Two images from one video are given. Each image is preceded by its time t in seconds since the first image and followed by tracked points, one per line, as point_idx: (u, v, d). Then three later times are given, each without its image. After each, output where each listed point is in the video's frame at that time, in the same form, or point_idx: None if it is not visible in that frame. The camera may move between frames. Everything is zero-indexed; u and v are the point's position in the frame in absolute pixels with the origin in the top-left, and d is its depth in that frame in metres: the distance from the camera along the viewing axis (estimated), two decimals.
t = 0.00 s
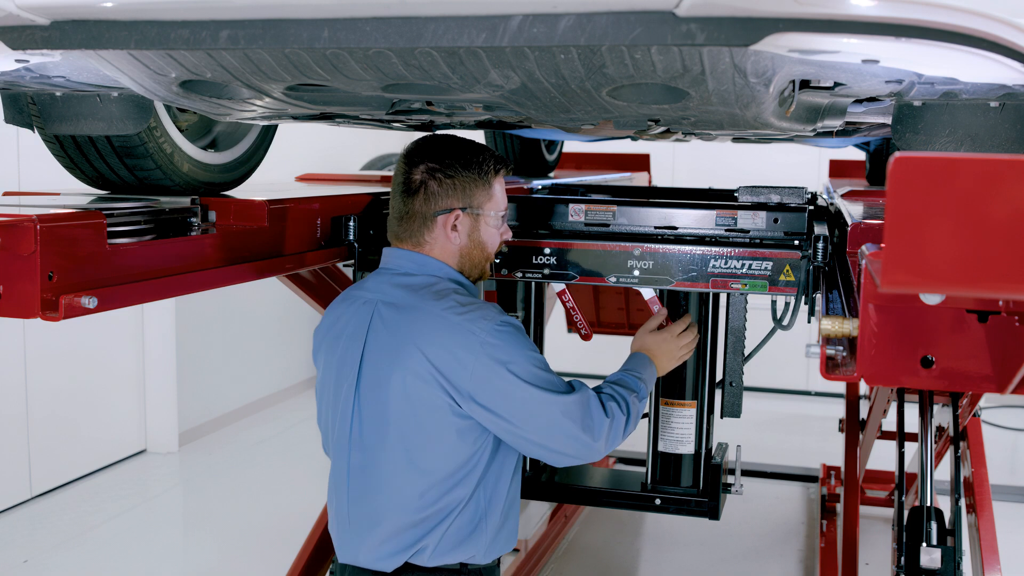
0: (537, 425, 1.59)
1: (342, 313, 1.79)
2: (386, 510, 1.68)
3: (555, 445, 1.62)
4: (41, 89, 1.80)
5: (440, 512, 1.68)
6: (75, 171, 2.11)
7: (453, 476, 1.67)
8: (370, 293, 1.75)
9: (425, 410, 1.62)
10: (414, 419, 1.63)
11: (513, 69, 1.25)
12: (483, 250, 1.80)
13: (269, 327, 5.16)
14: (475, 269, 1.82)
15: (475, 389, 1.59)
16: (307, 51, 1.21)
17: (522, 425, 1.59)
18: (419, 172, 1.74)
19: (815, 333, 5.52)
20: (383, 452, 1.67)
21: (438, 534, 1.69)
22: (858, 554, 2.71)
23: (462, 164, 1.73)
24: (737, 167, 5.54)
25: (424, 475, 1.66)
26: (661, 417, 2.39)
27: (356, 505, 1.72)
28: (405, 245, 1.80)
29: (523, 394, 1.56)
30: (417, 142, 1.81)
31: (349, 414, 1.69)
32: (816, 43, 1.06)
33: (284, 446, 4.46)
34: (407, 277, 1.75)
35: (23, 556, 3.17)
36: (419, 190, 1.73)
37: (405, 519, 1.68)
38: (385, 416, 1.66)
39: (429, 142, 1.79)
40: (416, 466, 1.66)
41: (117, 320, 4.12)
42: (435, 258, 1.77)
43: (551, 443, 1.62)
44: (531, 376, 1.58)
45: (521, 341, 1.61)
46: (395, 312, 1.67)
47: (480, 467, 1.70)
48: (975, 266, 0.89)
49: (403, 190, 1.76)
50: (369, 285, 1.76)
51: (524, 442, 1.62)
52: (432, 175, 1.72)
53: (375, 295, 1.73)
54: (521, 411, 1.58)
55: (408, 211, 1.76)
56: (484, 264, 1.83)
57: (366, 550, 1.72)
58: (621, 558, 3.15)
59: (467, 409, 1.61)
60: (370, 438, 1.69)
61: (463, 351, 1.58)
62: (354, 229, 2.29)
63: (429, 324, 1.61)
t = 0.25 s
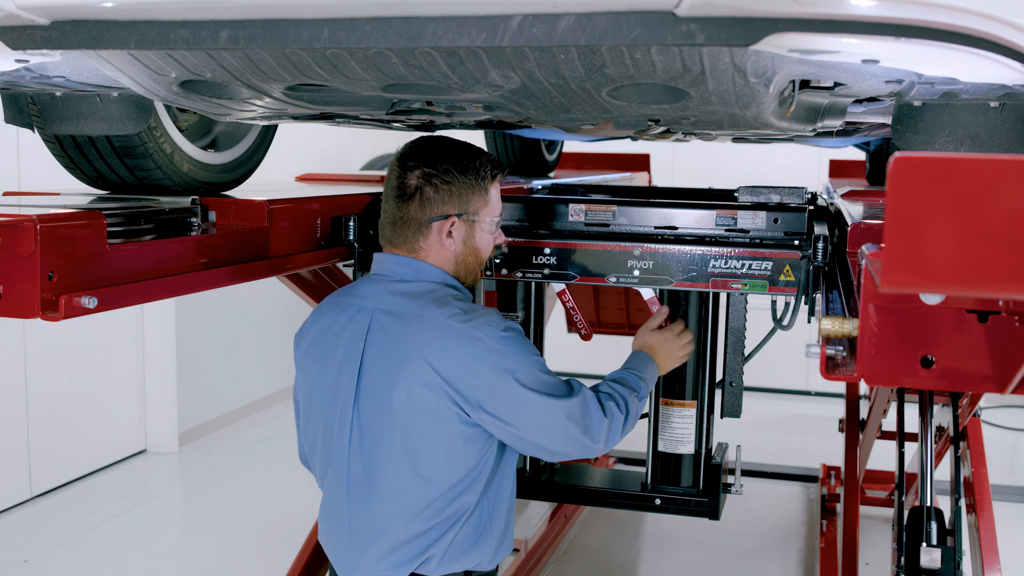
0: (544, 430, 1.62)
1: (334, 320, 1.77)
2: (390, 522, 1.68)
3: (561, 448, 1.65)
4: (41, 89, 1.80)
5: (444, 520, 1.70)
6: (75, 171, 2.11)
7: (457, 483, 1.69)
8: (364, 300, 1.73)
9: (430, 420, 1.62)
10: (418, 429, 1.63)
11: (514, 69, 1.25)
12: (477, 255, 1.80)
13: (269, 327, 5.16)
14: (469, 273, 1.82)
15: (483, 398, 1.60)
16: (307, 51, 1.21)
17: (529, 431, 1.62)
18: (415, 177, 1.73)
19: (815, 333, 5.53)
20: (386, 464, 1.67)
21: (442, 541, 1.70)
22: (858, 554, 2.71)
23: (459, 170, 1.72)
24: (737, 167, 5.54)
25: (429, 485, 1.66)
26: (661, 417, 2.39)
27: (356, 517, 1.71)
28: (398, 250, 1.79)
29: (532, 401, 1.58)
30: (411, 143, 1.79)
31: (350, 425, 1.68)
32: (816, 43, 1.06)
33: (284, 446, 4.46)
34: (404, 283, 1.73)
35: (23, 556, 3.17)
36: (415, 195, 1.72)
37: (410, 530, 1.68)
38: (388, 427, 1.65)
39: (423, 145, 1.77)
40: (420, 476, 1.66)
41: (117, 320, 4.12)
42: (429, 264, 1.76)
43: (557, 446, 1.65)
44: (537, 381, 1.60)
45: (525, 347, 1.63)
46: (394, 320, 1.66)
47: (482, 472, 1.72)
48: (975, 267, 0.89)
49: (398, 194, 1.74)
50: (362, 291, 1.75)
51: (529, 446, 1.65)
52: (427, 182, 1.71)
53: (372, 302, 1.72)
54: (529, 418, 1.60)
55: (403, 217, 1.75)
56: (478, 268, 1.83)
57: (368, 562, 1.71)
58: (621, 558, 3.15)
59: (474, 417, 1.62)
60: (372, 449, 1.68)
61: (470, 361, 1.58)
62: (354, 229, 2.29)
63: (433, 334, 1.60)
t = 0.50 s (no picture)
0: (543, 427, 1.62)
1: (328, 324, 1.76)
2: (390, 524, 1.68)
3: (560, 443, 1.66)
4: (41, 88, 1.80)
5: (445, 520, 1.70)
6: (75, 171, 2.10)
7: (457, 483, 1.69)
8: (358, 303, 1.73)
9: (428, 421, 1.62)
10: (416, 431, 1.63)
11: (514, 69, 1.25)
12: (470, 257, 1.81)
13: (269, 327, 5.16)
14: (462, 275, 1.83)
15: (481, 397, 1.60)
16: (307, 51, 1.21)
17: (527, 429, 1.62)
18: (407, 182, 1.72)
19: (815, 333, 5.53)
20: (385, 465, 1.67)
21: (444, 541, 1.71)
22: (858, 554, 2.71)
23: (451, 173, 1.72)
24: (737, 167, 5.54)
25: (429, 486, 1.66)
26: (661, 417, 2.39)
27: (356, 521, 1.71)
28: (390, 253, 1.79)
29: (530, 399, 1.59)
30: (402, 146, 1.79)
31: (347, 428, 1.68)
32: (816, 44, 1.06)
33: (284, 446, 4.46)
34: (398, 285, 1.73)
35: (23, 556, 3.17)
36: (408, 200, 1.72)
37: (411, 531, 1.68)
38: (385, 429, 1.65)
39: (415, 149, 1.76)
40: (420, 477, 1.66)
41: (117, 320, 4.12)
42: (424, 267, 1.76)
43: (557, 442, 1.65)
44: (534, 379, 1.60)
45: (521, 346, 1.63)
46: (389, 322, 1.66)
47: (481, 471, 1.72)
48: (975, 266, 0.89)
49: (391, 199, 1.74)
50: (357, 294, 1.75)
51: (529, 443, 1.65)
52: (421, 187, 1.71)
53: (366, 304, 1.72)
54: (528, 416, 1.60)
55: (396, 221, 1.75)
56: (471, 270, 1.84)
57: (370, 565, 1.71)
58: (621, 558, 3.15)
59: (472, 416, 1.62)
60: (369, 451, 1.68)
61: (466, 361, 1.58)
62: (354, 229, 2.28)
63: (430, 335, 1.60)
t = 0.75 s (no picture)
0: (534, 422, 1.61)
1: (324, 322, 1.78)
2: (384, 519, 1.69)
3: (553, 438, 1.64)
4: (41, 89, 1.80)
5: (439, 517, 1.69)
6: (75, 171, 2.10)
7: (450, 480, 1.69)
8: (352, 301, 1.74)
9: (418, 418, 1.62)
10: (407, 427, 1.63)
11: (513, 69, 1.25)
12: (465, 254, 1.81)
13: (270, 327, 5.16)
14: (458, 272, 1.83)
15: (470, 393, 1.60)
16: (307, 51, 1.21)
17: (518, 423, 1.61)
18: (398, 180, 1.73)
19: (815, 333, 5.53)
20: (378, 460, 1.68)
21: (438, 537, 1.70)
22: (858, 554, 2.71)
23: (441, 172, 1.72)
24: (737, 167, 5.54)
25: (421, 482, 1.66)
26: (661, 417, 2.39)
27: (352, 516, 1.72)
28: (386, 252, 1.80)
29: (519, 394, 1.58)
30: (396, 145, 1.79)
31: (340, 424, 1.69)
32: (816, 43, 1.06)
33: (284, 446, 4.46)
34: (391, 284, 1.74)
35: (23, 556, 3.17)
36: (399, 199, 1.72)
37: (404, 527, 1.68)
38: (376, 425, 1.65)
39: (407, 147, 1.77)
40: (412, 473, 1.66)
41: (117, 320, 4.12)
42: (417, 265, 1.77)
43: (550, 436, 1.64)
44: (523, 375, 1.59)
45: (510, 341, 1.62)
46: (381, 320, 1.67)
47: (475, 467, 1.71)
48: (975, 266, 0.89)
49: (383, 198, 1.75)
50: (351, 292, 1.76)
51: (521, 438, 1.64)
52: (411, 186, 1.71)
53: (359, 303, 1.73)
54: (517, 410, 1.60)
55: (389, 220, 1.76)
56: (467, 268, 1.83)
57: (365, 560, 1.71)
58: (621, 558, 3.15)
59: (462, 412, 1.62)
60: (362, 447, 1.68)
61: (454, 356, 1.58)
62: (354, 229, 2.28)
63: (418, 331, 1.61)
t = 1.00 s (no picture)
0: (521, 413, 1.62)
1: (323, 315, 1.82)
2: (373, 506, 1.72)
3: (539, 430, 1.64)
4: (41, 89, 1.80)
5: (427, 506, 1.72)
6: (75, 171, 2.10)
7: (438, 469, 1.70)
8: (349, 294, 1.78)
9: (405, 406, 1.65)
10: (394, 416, 1.66)
11: (513, 69, 1.25)
12: (463, 250, 1.83)
13: (270, 327, 5.16)
14: (456, 268, 1.86)
15: (455, 383, 1.61)
16: (307, 51, 1.21)
17: (504, 414, 1.62)
18: (395, 176, 1.76)
19: (815, 333, 5.53)
20: (367, 449, 1.71)
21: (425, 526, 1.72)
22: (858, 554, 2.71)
23: (437, 168, 1.75)
24: (736, 167, 5.54)
25: (408, 470, 1.69)
26: (661, 417, 2.39)
27: (343, 503, 1.76)
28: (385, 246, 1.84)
29: (504, 384, 1.59)
30: (396, 142, 1.82)
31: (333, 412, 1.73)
32: (817, 43, 1.06)
33: (284, 446, 4.46)
34: (386, 278, 1.78)
35: (23, 556, 3.17)
36: (395, 195, 1.76)
37: (392, 514, 1.71)
38: (366, 413, 1.69)
39: (407, 144, 1.80)
40: (400, 461, 1.69)
41: (117, 320, 4.12)
42: (414, 260, 1.80)
43: (539, 427, 1.64)
44: (509, 366, 1.60)
45: (499, 334, 1.63)
46: (374, 312, 1.70)
47: (465, 457, 1.73)
48: (975, 266, 0.89)
49: (381, 193, 1.78)
50: (349, 286, 1.79)
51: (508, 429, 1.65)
52: (407, 182, 1.74)
53: (355, 295, 1.77)
54: (502, 401, 1.61)
55: (387, 215, 1.79)
56: (465, 263, 1.86)
57: (355, 546, 1.75)
58: (621, 558, 3.15)
59: (449, 402, 1.63)
60: (353, 435, 1.72)
61: (439, 345, 1.60)
62: (354, 229, 2.28)
63: (406, 322, 1.64)
